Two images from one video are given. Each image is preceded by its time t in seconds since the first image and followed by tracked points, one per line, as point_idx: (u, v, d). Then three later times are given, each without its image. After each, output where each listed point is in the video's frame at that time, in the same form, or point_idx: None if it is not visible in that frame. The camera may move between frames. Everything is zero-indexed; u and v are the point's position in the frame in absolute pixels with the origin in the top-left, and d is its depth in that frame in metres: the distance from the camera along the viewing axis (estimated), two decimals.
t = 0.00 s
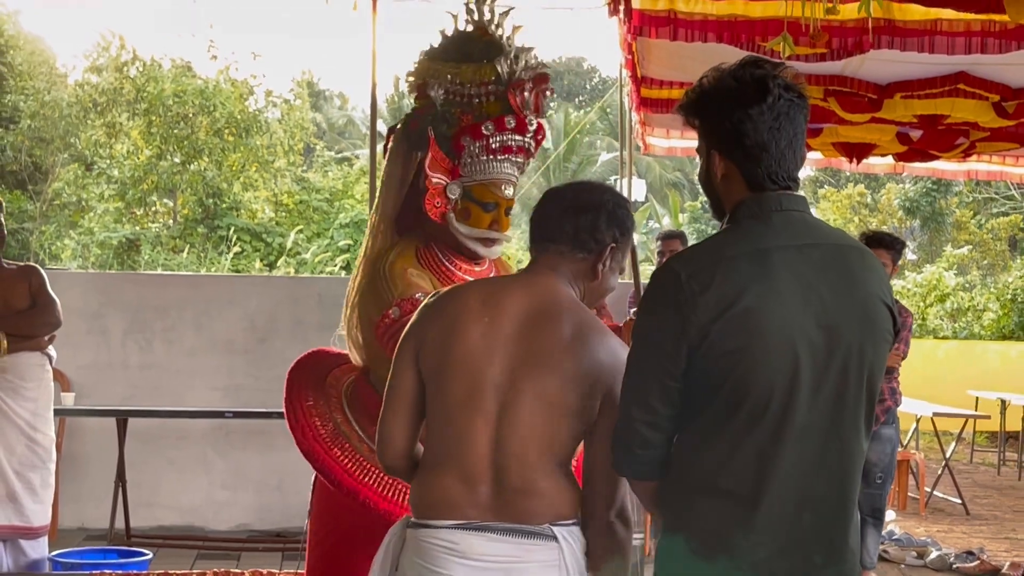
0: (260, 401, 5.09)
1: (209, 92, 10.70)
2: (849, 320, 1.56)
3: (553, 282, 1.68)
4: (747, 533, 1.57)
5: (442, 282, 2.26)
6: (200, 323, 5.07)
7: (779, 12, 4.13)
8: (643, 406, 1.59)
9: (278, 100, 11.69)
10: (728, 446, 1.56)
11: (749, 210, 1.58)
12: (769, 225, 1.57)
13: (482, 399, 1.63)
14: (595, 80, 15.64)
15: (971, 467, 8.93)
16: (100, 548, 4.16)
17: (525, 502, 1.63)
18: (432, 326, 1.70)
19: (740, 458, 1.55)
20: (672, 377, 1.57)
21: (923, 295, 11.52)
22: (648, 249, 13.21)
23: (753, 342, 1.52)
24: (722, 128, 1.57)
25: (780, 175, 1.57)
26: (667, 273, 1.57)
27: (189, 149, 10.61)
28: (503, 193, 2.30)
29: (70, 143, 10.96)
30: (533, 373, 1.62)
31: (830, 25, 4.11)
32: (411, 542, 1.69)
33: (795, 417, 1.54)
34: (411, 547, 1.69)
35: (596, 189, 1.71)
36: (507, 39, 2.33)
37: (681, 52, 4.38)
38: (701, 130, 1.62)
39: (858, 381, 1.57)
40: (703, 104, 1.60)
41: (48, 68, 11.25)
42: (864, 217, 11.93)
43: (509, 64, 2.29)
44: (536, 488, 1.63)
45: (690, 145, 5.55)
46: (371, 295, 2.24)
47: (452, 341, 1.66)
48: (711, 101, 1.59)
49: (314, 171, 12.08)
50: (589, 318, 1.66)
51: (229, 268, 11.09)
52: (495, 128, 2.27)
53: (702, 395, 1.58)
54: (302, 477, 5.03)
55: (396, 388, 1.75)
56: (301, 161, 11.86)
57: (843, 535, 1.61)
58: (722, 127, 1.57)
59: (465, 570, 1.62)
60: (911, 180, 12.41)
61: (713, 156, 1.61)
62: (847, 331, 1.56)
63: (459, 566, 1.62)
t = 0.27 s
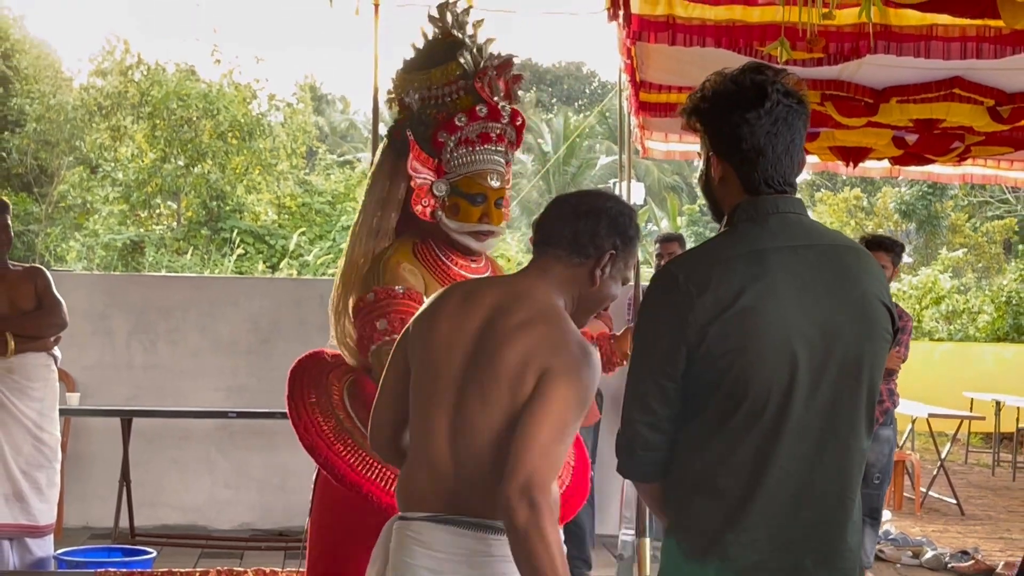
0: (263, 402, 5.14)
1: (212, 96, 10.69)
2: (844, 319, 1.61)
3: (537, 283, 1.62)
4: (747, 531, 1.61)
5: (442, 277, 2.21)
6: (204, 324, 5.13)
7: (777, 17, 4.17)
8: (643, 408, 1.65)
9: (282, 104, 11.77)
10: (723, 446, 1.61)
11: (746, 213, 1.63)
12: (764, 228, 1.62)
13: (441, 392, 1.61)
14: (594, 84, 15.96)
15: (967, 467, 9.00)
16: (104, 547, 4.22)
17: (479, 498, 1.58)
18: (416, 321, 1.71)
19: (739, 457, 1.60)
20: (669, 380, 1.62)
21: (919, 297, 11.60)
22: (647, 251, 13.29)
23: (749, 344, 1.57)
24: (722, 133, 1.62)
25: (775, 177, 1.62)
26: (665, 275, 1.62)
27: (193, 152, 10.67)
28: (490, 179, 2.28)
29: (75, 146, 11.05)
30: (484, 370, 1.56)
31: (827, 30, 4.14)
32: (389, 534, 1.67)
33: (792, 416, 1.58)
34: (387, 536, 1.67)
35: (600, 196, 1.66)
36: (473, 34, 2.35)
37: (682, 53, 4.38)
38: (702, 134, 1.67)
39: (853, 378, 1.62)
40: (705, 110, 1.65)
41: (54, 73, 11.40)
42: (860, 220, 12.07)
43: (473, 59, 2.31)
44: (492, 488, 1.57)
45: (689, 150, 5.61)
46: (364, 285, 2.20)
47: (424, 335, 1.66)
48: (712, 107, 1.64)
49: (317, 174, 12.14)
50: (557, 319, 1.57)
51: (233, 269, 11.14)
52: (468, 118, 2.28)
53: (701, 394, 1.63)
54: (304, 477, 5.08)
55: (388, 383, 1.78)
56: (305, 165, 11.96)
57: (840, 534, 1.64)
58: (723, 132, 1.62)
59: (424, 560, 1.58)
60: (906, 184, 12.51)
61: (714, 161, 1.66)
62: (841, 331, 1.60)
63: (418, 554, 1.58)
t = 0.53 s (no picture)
0: (269, 401, 5.25)
1: (220, 104, 10.97)
2: (886, 328, 1.65)
3: (516, 283, 1.63)
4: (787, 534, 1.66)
5: (453, 279, 2.41)
6: (212, 326, 5.24)
7: (771, 28, 4.35)
8: (691, 407, 1.70)
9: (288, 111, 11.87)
10: (770, 447, 1.66)
11: (790, 223, 1.68)
12: (811, 237, 1.67)
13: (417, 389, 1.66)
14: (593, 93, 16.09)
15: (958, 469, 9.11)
16: (115, 542, 4.34)
17: (454, 492, 1.61)
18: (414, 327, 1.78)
19: (784, 457, 1.65)
20: (719, 381, 1.68)
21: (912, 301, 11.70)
22: (643, 255, 13.42)
23: (801, 347, 1.61)
24: (765, 145, 1.68)
25: (820, 190, 1.67)
26: (716, 282, 1.67)
27: (202, 159, 10.88)
28: (496, 186, 2.42)
29: (87, 153, 11.11)
30: (451, 362, 1.59)
31: (819, 40, 4.25)
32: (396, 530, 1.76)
33: (837, 421, 1.63)
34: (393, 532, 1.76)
35: (585, 198, 1.66)
36: (479, 50, 2.51)
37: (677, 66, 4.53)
38: (741, 146, 1.72)
39: (891, 384, 1.67)
40: (746, 123, 1.70)
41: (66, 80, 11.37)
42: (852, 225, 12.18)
43: (478, 74, 2.49)
44: (465, 480, 1.60)
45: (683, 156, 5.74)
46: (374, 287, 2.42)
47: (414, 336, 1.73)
48: (753, 118, 1.70)
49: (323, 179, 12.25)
50: (521, 310, 1.58)
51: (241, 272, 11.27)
52: (473, 130, 2.45)
53: (750, 397, 1.67)
54: (309, 474, 5.19)
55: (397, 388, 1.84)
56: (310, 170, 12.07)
57: (872, 540, 1.69)
58: (765, 145, 1.68)
59: (411, 554, 1.66)
60: (896, 190, 12.59)
61: (751, 171, 1.72)
62: (881, 341, 1.65)
63: (406, 549, 1.66)
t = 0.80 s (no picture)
0: (276, 400, 5.38)
1: (230, 112, 11.06)
2: (935, 329, 1.79)
3: (525, 291, 1.75)
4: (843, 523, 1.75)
5: (462, 281, 2.55)
6: (221, 327, 5.37)
7: (763, 40, 4.43)
8: (765, 404, 1.75)
9: (297, 119, 12.04)
10: (839, 444, 1.74)
11: (844, 230, 1.78)
12: (863, 243, 1.77)
13: (433, 394, 1.74)
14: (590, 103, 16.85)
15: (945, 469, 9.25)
16: (128, 537, 4.48)
17: (473, 494, 1.69)
18: (416, 330, 1.84)
19: (857, 449, 1.73)
20: (794, 378, 1.74)
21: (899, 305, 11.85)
22: (639, 258, 13.61)
23: (878, 348, 1.71)
24: (814, 156, 1.76)
25: (866, 201, 1.79)
26: (793, 285, 1.74)
27: (211, 165, 11.04)
28: (503, 192, 2.55)
29: (98, 161, 11.19)
30: (478, 372, 1.68)
31: (809, 52, 4.38)
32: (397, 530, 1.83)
33: (899, 417, 1.74)
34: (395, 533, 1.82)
35: (585, 203, 1.78)
36: (491, 68, 2.67)
37: (672, 75, 4.67)
38: (784, 156, 1.80)
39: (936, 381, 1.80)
40: (797, 135, 1.78)
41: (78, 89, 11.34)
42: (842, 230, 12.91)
43: (482, 89, 2.67)
44: (484, 484, 1.69)
45: (677, 163, 5.90)
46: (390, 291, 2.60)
47: (422, 341, 1.80)
48: (800, 133, 1.79)
49: (329, 186, 12.42)
50: (542, 324, 1.70)
51: (249, 277, 11.41)
52: (477, 141, 2.61)
53: (821, 395, 1.75)
54: (314, 472, 5.32)
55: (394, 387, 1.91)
56: (317, 178, 12.24)
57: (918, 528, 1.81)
58: (814, 156, 1.76)
59: (423, 553, 1.73)
60: (885, 197, 12.76)
61: (799, 182, 1.79)
62: (931, 341, 1.77)
63: (417, 548, 1.73)
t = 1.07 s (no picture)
0: (279, 403, 5.42)
1: (234, 118, 11.02)
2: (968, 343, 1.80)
3: (551, 301, 1.78)
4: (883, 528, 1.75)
5: (457, 285, 2.59)
6: (224, 330, 5.41)
7: (763, 46, 4.45)
8: (823, 408, 1.72)
9: (299, 124, 12.10)
10: (895, 448, 1.73)
11: (895, 241, 1.76)
12: (910, 255, 1.77)
13: (452, 394, 1.76)
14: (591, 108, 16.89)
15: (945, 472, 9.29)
16: (131, 539, 4.52)
17: (487, 495, 1.72)
18: (434, 328, 1.86)
19: (904, 460, 1.73)
20: (852, 387, 1.71)
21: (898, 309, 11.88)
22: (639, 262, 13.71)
23: (931, 360, 1.70)
24: (869, 165, 1.74)
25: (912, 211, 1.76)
26: (858, 293, 1.71)
27: (215, 170, 11.02)
28: (482, 194, 2.59)
29: (103, 164, 11.37)
30: (504, 375, 1.71)
31: (809, 59, 4.40)
32: (398, 527, 1.84)
33: (942, 430, 1.74)
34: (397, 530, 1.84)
35: (610, 216, 1.81)
36: (478, 81, 2.75)
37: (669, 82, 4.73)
38: (836, 161, 1.77)
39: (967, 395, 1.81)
40: (852, 142, 1.75)
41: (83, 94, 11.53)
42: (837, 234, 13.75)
43: (464, 96, 2.74)
44: (496, 485, 1.72)
45: (678, 168, 5.95)
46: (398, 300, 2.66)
47: (442, 340, 1.82)
48: (850, 140, 1.76)
49: (331, 190, 12.47)
50: (570, 334, 1.74)
51: (251, 281, 11.46)
52: (459, 146, 2.67)
53: (875, 405, 1.73)
54: (317, 474, 5.36)
55: (403, 381, 1.92)
56: (319, 182, 12.29)
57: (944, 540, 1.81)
58: (867, 164, 1.74)
59: (428, 554, 1.74)
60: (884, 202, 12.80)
61: (846, 189, 1.77)
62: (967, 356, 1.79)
63: (422, 549, 1.75)
